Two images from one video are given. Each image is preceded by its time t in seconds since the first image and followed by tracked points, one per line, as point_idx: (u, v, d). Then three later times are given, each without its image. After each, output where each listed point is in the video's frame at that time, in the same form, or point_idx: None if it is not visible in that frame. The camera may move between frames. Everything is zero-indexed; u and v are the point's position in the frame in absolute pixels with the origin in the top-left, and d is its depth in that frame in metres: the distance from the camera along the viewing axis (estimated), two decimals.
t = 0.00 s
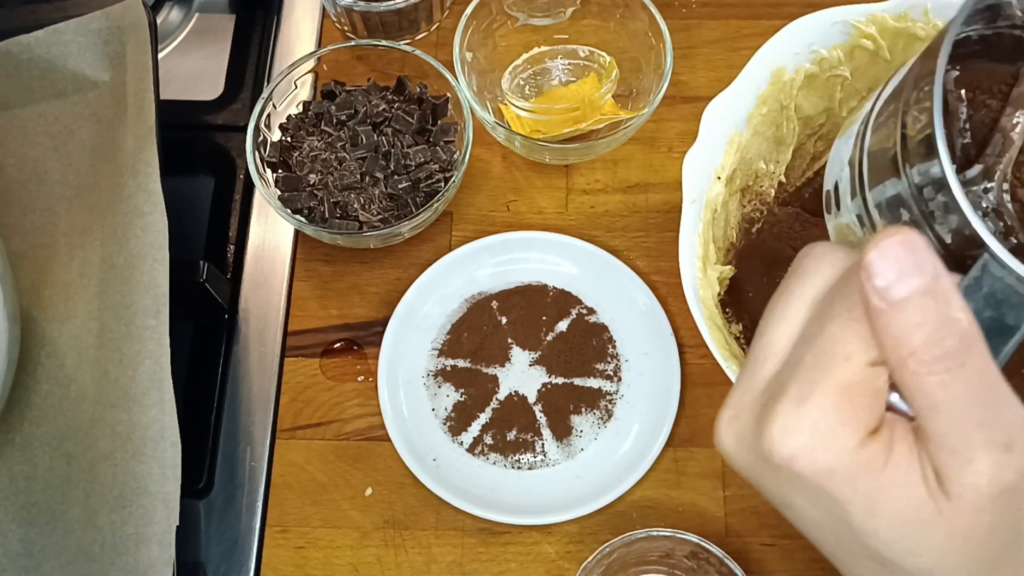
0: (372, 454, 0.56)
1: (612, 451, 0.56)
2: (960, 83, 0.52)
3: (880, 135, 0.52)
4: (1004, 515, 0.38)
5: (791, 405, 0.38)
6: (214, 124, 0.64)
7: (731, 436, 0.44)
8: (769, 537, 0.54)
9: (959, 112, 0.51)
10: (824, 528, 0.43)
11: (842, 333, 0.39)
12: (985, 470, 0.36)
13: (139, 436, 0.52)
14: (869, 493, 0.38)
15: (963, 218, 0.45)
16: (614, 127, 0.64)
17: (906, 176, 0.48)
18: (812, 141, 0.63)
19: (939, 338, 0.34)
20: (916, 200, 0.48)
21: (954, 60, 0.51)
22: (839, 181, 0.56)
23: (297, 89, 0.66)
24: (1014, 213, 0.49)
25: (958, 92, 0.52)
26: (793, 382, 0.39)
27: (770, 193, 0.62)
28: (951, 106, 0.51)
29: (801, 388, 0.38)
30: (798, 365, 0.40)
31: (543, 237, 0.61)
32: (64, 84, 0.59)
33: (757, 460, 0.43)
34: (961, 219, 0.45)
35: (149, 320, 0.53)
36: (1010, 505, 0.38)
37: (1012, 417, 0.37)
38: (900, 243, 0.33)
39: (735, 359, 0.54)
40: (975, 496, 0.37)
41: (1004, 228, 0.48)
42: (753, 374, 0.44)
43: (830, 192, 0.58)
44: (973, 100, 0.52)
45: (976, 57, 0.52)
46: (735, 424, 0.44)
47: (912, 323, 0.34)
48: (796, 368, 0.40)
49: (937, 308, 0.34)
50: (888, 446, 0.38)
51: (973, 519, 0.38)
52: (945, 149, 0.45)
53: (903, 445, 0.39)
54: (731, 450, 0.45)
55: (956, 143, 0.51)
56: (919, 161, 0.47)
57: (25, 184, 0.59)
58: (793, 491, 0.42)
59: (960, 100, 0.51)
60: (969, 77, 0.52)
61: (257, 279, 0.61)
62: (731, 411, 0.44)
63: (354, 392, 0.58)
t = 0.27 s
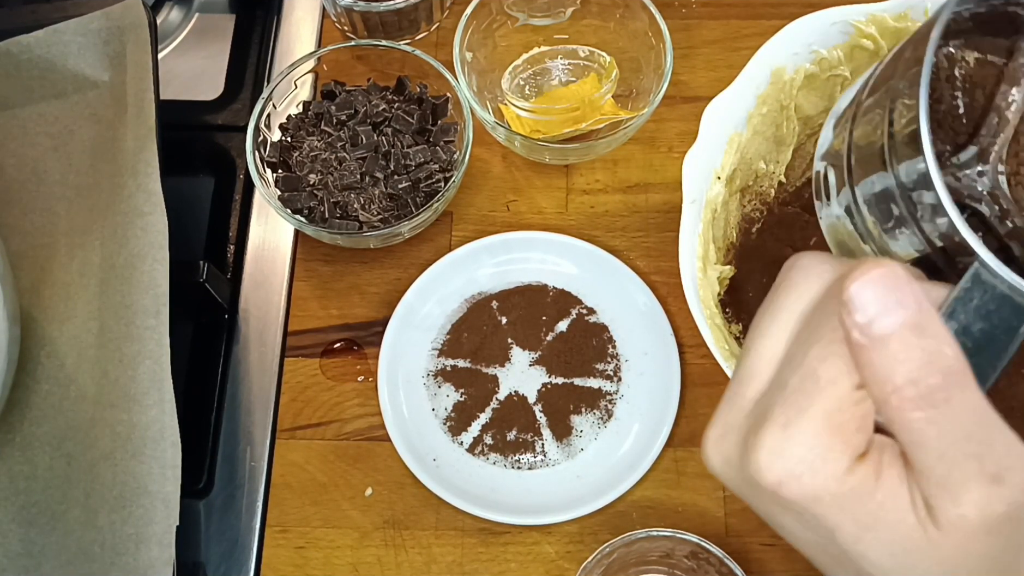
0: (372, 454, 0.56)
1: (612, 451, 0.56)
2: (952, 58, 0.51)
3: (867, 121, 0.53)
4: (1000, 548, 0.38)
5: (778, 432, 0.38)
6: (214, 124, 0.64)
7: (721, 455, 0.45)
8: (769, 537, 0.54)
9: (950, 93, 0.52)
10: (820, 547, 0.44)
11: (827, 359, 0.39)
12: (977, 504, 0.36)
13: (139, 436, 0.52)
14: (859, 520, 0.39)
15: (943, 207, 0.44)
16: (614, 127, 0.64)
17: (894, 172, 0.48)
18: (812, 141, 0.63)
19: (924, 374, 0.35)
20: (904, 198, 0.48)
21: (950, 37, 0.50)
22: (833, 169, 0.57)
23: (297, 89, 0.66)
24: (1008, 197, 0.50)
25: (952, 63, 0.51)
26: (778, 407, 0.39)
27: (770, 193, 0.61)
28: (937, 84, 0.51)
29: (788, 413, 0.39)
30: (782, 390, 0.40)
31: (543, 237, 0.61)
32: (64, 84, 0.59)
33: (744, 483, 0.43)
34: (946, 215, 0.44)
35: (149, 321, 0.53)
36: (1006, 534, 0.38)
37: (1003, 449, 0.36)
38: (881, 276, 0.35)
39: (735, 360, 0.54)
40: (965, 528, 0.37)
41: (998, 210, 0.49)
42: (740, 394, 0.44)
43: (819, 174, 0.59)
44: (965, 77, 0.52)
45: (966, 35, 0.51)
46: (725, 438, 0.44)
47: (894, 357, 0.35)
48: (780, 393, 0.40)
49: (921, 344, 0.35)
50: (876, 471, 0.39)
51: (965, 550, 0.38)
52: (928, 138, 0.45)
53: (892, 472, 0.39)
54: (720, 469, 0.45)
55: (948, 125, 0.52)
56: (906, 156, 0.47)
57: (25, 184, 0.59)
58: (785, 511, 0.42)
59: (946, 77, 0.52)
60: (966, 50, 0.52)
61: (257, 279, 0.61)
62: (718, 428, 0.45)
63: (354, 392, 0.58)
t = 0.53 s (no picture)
0: (372, 454, 0.56)
1: (612, 451, 0.56)
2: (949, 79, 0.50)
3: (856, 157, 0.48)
4: (942, 532, 0.36)
5: (733, 398, 0.38)
6: (214, 123, 0.64)
7: (682, 426, 0.45)
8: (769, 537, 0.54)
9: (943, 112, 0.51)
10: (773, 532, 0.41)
11: (786, 332, 0.38)
12: (914, 485, 0.35)
13: (139, 436, 0.52)
14: (802, 498, 0.37)
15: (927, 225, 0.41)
16: (613, 127, 0.64)
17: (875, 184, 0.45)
18: (812, 141, 0.63)
19: (870, 352, 0.34)
20: (886, 214, 0.44)
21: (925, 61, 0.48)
22: (823, 186, 0.54)
23: (298, 89, 0.66)
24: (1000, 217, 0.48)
25: (951, 84, 0.50)
26: (738, 377, 0.39)
27: (770, 193, 0.62)
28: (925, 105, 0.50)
29: (743, 383, 0.38)
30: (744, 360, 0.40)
31: (543, 237, 0.61)
32: (64, 84, 0.59)
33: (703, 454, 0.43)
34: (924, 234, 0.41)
35: (149, 320, 0.53)
36: (946, 518, 0.36)
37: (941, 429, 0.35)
38: (833, 255, 0.33)
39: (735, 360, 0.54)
40: (904, 509, 0.35)
41: (992, 230, 0.47)
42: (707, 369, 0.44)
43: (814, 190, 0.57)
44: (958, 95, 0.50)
45: (966, 55, 0.49)
46: (686, 412, 0.44)
47: (842, 335, 0.34)
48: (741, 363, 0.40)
49: (865, 323, 0.34)
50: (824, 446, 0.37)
51: (903, 535, 0.36)
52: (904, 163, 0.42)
53: (841, 451, 0.37)
54: (681, 438, 0.45)
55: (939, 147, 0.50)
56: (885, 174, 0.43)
57: (25, 184, 0.59)
58: (735, 485, 0.41)
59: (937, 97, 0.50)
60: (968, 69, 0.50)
61: (257, 279, 0.61)
62: (684, 402, 0.45)
63: (354, 392, 0.58)
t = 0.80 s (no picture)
0: (372, 454, 0.56)
1: (612, 451, 0.56)
2: (982, 117, 0.53)
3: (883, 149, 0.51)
4: (931, 535, 0.37)
5: (731, 403, 0.38)
6: (214, 124, 0.64)
7: (680, 432, 0.45)
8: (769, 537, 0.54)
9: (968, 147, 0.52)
10: (766, 531, 0.42)
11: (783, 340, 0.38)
12: (908, 491, 0.35)
13: (139, 436, 0.52)
14: (799, 501, 0.37)
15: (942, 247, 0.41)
16: (614, 128, 0.64)
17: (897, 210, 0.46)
18: (812, 141, 0.63)
19: (865, 363, 0.34)
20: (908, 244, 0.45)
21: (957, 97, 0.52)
22: (847, 200, 0.56)
23: (297, 89, 0.66)
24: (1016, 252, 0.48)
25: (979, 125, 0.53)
26: (736, 384, 0.39)
27: (769, 193, 0.62)
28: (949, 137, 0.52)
29: (742, 388, 0.38)
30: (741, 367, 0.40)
31: (543, 238, 0.61)
32: (64, 84, 0.59)
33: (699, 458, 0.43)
34: (940, 254, 0.42)
35: (149, 320, 0.53)
36: (936, 521, 0.37)
37: (936, 438, 0.36)
38: (830, 268, 0.33)
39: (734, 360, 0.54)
40: (899, 513, 0.36)
41: (1005, 266, 0.47)
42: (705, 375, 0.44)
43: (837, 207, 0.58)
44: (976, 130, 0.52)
45: (1001, 96, 0.53)
46: (685, 418, 0.44)
47: (839, 345, 0.34)
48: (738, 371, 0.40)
49: (862, 335, 0.33)
50: (821, 452, 0.37)
51: (896, 536, 0.37)
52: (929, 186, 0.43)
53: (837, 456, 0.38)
54: (679, 445, 0.45)
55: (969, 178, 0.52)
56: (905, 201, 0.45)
57: (25, 184, 0.59)
58: (732, 487, 0.41)
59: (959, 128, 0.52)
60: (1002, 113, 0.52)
61: (257, 279, 0.61)
62: (681, 407, 0.45)
63: (354, 392, 0.58)
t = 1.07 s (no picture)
0: (372, 454, 0.56)
1: (612, 451, 0.56)
2: (967, 92, 0.52)
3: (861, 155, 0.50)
4: (920, 552, 0.37)
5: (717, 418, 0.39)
6: (214, 124, 0.64)
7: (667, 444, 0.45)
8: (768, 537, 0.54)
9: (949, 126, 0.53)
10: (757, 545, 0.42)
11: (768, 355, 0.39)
12: (895, 511, 0.35)
13: (139, 436, 0.52)
14: (784, 518, 0.38)
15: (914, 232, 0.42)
16: (614, 127, 0.64)
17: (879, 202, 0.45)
18: (812, 141, 0.63)
19: (848, 385, 0.34)
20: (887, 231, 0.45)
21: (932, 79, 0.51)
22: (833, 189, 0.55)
23: (297, 89, 0.66)
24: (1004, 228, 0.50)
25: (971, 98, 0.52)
26: (722, 398, 0.40)
27: (769, 193, 0.62)
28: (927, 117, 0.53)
29: (729, 404, 0.39)
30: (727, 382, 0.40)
31: (543, 238, 0.61)
32: (64, 84, 0.59)
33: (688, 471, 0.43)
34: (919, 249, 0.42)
35: (149, 321, 0.53)
36: (924, 539, 0.37)
37: (920, 455, 0.36)
38: (813, 291, 0.34)
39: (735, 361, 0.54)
40: (884, 532, 0.36)
41: (996, 245, 0.49)
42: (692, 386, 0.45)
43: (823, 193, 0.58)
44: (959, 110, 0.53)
45: (989, 70, 0.52)
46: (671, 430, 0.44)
47: (822, 368, 0.34)
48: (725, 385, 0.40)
49: (846, 359, 0.34)
50: (807, 467, 0.38)
51: (882, 554, 0.37)
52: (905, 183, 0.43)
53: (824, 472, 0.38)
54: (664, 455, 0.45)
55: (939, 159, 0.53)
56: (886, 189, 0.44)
57: (25, 184, 0.59)
58: (720, 501, 0.42)
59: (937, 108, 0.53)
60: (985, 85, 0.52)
61: (257, 279, 0.61)
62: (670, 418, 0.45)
63: (354, 392, 0.58)
